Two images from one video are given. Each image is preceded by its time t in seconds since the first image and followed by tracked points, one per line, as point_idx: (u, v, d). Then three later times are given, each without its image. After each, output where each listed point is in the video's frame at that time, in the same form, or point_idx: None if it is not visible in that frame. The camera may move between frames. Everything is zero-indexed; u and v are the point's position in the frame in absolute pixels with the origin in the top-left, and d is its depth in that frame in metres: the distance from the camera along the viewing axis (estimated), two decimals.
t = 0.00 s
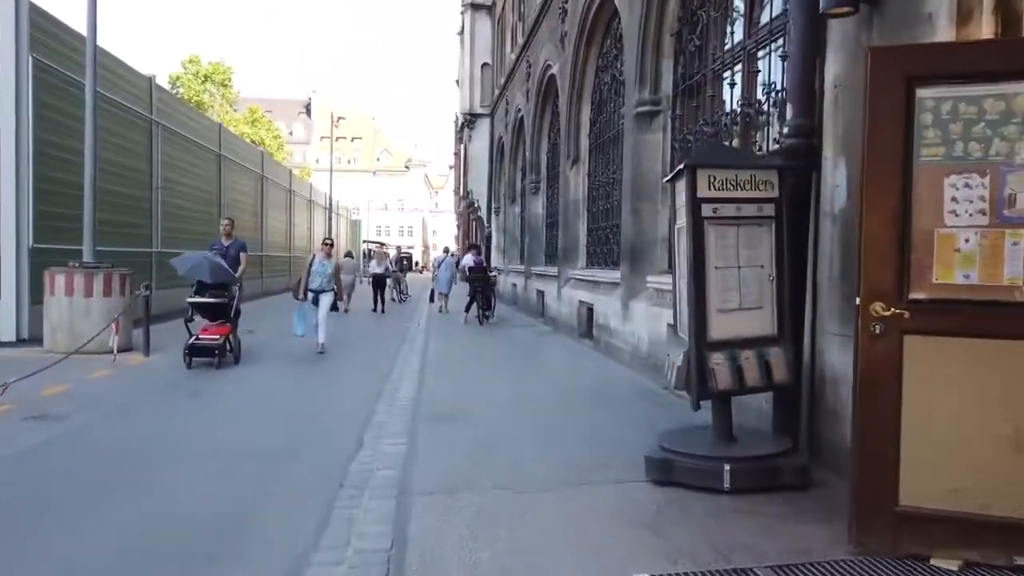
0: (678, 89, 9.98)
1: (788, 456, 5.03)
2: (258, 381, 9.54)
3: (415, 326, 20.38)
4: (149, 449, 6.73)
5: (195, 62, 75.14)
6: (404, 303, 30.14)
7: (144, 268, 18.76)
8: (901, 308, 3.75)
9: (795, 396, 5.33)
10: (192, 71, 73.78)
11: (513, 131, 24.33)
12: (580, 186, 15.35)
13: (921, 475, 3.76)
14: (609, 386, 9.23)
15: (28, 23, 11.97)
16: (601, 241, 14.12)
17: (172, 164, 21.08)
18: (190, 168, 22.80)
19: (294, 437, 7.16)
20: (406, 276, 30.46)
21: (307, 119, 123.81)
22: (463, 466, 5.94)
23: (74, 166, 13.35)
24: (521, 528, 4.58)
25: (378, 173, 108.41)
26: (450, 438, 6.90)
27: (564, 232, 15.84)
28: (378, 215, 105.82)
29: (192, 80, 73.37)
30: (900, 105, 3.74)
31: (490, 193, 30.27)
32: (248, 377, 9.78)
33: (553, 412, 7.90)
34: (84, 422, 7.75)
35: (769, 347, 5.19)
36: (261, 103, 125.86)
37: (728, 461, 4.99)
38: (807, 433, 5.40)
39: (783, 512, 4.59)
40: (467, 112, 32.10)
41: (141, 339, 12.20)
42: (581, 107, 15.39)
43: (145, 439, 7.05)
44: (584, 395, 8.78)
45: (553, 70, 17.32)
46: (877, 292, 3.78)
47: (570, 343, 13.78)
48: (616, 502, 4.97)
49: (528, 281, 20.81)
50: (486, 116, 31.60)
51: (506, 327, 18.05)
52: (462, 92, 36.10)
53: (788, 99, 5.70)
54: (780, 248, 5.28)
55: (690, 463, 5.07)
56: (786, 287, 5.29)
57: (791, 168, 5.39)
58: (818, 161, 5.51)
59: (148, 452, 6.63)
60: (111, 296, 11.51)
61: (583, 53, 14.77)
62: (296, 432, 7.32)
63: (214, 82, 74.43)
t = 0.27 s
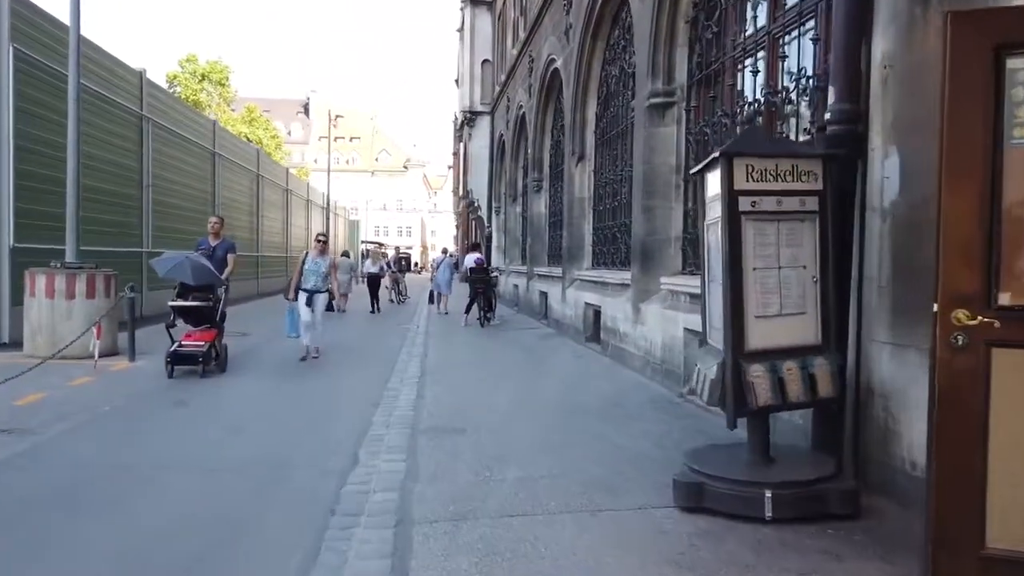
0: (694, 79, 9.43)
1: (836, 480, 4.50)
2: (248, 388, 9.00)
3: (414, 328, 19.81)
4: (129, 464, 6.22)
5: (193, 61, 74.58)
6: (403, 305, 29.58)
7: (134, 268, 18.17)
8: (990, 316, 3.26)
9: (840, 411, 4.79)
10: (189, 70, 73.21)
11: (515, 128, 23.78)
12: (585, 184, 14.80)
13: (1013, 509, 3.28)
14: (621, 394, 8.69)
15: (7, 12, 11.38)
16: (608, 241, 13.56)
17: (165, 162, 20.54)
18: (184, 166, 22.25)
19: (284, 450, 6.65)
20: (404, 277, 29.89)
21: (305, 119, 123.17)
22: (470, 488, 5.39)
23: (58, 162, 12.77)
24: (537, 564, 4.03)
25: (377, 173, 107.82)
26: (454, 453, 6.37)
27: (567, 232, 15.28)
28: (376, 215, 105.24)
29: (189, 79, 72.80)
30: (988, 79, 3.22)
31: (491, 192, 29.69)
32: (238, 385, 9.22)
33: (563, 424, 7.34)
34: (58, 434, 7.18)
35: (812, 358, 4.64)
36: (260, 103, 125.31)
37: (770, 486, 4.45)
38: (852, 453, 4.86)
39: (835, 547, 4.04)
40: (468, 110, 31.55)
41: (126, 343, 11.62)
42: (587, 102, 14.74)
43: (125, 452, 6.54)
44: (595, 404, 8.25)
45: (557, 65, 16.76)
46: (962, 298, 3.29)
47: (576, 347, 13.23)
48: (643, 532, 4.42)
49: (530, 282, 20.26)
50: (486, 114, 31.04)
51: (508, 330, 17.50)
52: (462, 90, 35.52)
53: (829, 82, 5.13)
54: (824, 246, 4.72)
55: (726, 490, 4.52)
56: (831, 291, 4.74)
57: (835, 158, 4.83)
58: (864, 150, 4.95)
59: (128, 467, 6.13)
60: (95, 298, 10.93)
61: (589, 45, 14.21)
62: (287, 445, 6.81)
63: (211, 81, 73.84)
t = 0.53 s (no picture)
0: (714, 67, 8.86)
1: (904, 516, 3.95)
2: (239, 397, 8.43)
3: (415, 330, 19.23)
4: (107, 481, 5.68)
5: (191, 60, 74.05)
6: (402, 306, 28.98)
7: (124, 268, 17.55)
8: None
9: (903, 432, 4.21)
10: (187, 69, 72.57)
11: (518, 125, 23.19)
12: (593, 180, 14.20)
13: None
14: (637, 403, 8.13)
15: None
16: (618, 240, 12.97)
17: (159, 159, 19.96)
18: (179, 164, 21.68)
19: (278, 466, 6.11)
20: (404, 278, 29.28)
21: (304, 119, 122.47)
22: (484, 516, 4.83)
23: (41, 157, 12.17)
24: None
25: (376, 173, 107.16)
26: (462, 471, 5.82)
27: (574, 231, 14.69)
28: (375, 215, 104.64)
29: (187, 77, 72.15)
30: None
31: (492, 190, 29.12)
32: (228, 393, 8.64)
33: (579, 437, 6.76)
34: (30, 447, 6.61)
35: (874, 373, 4.06)
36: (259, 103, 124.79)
37: (832, 521, 3.89)
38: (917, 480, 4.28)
39: None
40: (468, 107, 30.95)
41: (111, 347, 11.02)
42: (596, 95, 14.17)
43: (105, 468, 6.00)
44: (611, 415, 7.69)
45: (563, 57, 16.19)
46: None
47: (584, 351, 12.64)
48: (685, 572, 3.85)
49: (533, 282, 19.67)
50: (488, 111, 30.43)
51: (512, 333, 16.91)
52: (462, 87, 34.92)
53: (888, 59, 4.55)
54: (887, 244, 4.14)
55: (779, 524, 3.96)
56: (895, 296, 4.16)
57: (897, 145, 4.25)
58: (928, 136, 4.36)
59: (107, 486, 5.59)
60: (78, 300, 10.34)
61: (597, 34, 13.64)
62: (281, 460, 6.26)
63: (209, 80, 73.23)
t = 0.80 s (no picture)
0: (741, 52, 8.28)
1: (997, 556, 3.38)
2: (233, 405, 7.88)
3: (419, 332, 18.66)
4: (85, 500, 5.15)
5: (194, 59, 73.56)
6: (407, 306, 28.41)
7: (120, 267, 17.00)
8: None
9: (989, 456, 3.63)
10: (190, 68, 72.13)
11: (525, 122, 22.63)
12: (605, 176, 13.63)
13: None
14: (660, 412, 7.56)
15: None
16: (632, 238, 12.40)
17: (158, 156, 19.47)
18: (179, 161, 21.19)
19: (272, 482, 5.57)
20: (408, 278, 28.72)
21: (307, 118, 122.03)
22: (502, 547, 4.26)
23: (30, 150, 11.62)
24: None
25: (379, 173, 106.61)
26: (474, 491, 5.26)
27: (585, 229, 14.12)
28: (379, 215, 104.14)
29: (189, 76, 71.69)
30: None
31: (498, 189, 28.57)
32: (222, 400, 8.09)
33: (602, 451, 6.20)
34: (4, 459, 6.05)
35: (962, 387, 3.48)
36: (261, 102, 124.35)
37: (914, 563, 3.33)
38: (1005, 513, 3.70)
39: None
40: (473, 104, 30.39)
41: (101, 350, 10.47)
42: (608, 87, 13.59)
43: (83, 485, 5.47)
44: (633, 426, 7.12)
45: (574, 49, 15.61)
46: None
47: (598, 355, 12.07)
48: None
49: (541, 282, 19.09)
50: (493, 108, 29.86)
51: (520, 334, 16.34)
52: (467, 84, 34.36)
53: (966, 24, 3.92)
54: (974, 237, 3.56)
55: (851, 564, 3.40)
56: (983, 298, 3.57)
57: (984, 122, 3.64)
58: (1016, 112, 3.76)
59: (83, 506, 5.06)
60: (65, 301, 9.79)
61: (610, 24, 13.06)
62: (276, 476, 5.72)
63: (212, 79, 72.76)
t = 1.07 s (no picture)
0: (762, 42, 7.70)
1: None
2: (217, 424, 7.34)
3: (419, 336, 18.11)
4: (45, 539, 4.61)
5: (193, 59, 73.00)
6: (407, 308, 27.86)
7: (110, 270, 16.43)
8: None
9: None
10: (189, 67, 71.50)
11: (528, 120, 22.06)
12: (613, 175, 13.06)
13: None
14: (676, 431, 7.00)
15: None
16: (642, 240, 11.85)
17: (153, 154, 18.95)
18: (174, 160, 20.66)
19: (251, 519, 5.01)
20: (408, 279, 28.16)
21: (308, 118, 121.46)
22: None
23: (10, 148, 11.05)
24: None
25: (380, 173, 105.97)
26: (478, 528, 4.72)
27: (590, 229, 13.55)
28: (380, 215, 103.60)
29: (189, 76, 71.07)
30: None
31: (499, 188, 28.02)
32: (207, 416, 7.55)
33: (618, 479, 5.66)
34: None
35: None
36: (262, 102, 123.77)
37: None
38: None
39: None
40: (475, 102, 29.78)
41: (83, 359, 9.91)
42: (617, 82, 13.00)
43: (45, 520, 4.93)
44: (648, 448, 6.56)
45: (580, 43, 15.03)
46: None
47: (605, 363, 11.51)
48: None
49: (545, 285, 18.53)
50: (495, 106, 29.28)
51: (523, 339, 15.78)
52: (468, 81, 33.80)
53: None
54: None
55: None
56: None
57: None
58: None
59: (43, 546, 4.52)
60: (43, 307, 9.23)
61: (618, 15, 12.47)
62: (256, 513, 5.16)
63: (212, 79, 72.17)
